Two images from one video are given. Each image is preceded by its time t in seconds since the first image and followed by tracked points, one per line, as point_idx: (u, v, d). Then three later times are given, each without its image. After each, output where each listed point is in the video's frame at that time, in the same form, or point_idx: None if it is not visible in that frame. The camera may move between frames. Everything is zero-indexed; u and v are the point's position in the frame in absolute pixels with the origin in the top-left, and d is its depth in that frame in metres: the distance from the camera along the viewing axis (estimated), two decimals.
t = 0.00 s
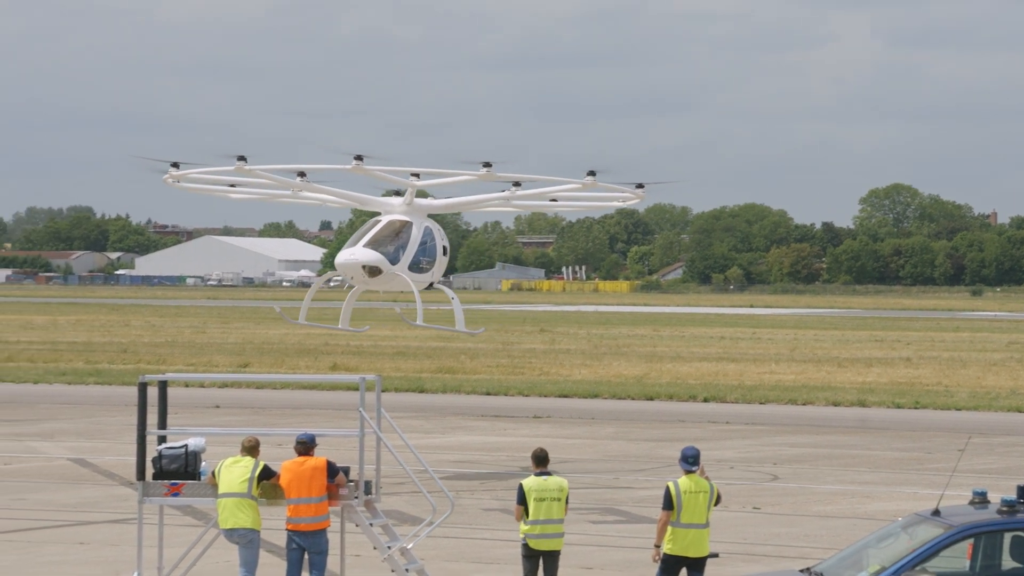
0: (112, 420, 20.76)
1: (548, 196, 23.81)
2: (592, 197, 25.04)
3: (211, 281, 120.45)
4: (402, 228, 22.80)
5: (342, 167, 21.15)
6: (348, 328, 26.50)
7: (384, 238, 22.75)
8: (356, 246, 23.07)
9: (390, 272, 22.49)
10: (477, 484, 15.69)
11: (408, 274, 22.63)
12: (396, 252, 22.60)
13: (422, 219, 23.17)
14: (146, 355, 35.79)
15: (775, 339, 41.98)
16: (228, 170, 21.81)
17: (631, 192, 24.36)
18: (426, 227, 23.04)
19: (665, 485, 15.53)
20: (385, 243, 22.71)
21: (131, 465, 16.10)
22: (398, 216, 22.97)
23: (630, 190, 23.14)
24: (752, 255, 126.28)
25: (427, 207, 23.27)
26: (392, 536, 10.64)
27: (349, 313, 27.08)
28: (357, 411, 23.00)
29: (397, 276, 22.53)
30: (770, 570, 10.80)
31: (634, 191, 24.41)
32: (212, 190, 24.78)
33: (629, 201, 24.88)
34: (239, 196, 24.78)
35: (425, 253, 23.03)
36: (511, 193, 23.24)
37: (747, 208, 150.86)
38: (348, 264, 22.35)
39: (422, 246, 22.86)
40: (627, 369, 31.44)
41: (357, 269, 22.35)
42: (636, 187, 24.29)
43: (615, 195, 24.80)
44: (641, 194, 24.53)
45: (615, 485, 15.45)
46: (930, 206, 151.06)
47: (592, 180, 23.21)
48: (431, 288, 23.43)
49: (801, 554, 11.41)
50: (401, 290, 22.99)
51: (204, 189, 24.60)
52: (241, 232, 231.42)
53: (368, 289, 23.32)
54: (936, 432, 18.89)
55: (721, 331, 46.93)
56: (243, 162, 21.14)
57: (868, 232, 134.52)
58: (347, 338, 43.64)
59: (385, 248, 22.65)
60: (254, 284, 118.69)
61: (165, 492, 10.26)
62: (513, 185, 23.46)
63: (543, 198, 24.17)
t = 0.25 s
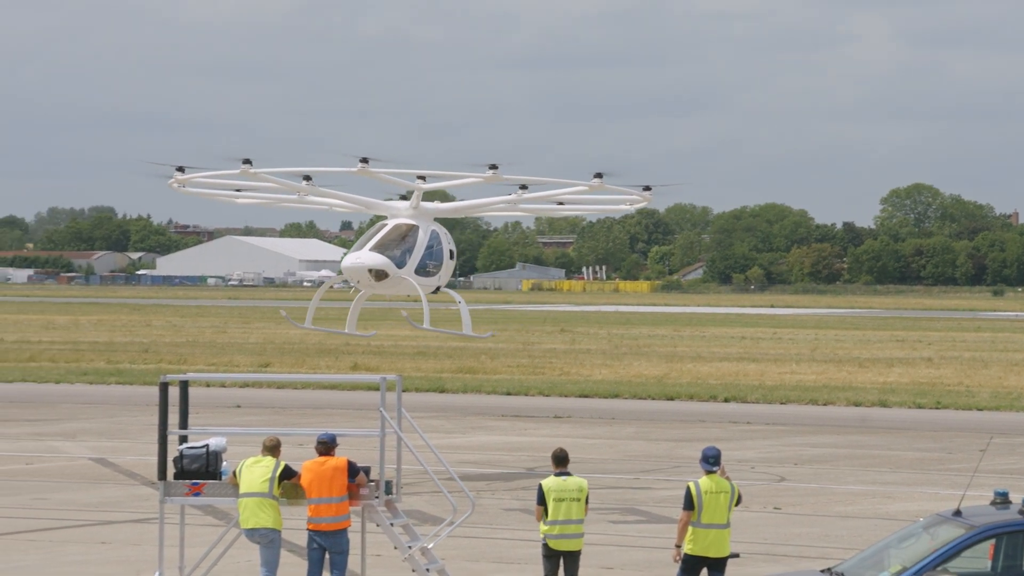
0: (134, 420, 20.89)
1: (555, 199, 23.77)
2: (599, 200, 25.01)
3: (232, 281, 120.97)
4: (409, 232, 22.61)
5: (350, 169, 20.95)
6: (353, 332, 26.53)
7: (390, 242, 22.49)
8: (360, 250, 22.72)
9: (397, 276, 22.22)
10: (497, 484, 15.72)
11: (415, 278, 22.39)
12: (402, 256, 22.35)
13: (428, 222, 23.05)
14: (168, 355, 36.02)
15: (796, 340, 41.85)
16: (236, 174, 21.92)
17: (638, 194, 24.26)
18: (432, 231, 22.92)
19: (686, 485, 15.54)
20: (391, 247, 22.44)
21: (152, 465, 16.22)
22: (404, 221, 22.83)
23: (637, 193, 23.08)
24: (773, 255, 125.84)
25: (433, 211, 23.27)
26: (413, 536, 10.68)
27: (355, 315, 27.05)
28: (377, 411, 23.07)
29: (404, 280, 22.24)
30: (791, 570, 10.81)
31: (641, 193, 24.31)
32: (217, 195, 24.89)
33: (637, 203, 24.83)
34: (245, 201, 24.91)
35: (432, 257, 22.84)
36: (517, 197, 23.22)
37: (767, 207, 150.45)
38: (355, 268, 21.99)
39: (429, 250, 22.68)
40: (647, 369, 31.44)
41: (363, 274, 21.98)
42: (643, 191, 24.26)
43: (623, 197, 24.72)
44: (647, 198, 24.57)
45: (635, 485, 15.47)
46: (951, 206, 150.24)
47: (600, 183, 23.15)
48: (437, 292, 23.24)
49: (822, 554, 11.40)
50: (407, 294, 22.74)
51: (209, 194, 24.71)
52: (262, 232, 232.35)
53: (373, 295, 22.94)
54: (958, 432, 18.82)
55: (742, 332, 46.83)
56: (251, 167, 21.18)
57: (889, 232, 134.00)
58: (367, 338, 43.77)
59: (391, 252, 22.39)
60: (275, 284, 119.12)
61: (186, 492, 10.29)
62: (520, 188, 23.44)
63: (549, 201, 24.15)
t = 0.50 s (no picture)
0: (155, 420, 21.06)
1: (563, 200, 23.88)
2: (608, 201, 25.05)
3: (253, 281, 121.46)
4: (416, 235, 23.01)
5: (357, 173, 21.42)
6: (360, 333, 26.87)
7: (398, 244, 22.93)
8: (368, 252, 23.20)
9: (405, 278, 22.71)
10: (516, 485, 15.77)
11: (423, 280, 22.89)
12: (410, 258, 22.83)
13: (435, 224, 23.54)
14: (188, 355, 36.23)
15: (816, 340, 41.68)
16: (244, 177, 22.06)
17: (646, 195, 24.22)
18: (440, 234, 23.31)
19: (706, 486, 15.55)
20: (399, 249, 22.90)
21: (173, 465, 16.35)
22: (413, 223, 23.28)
23: (645, 192, 23.13)
24: (793, 255, 125.36)
25: (440, 214, 23.72)
26: (433, 535, 10.74)
27: (364, 318, 27.29)
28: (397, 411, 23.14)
29: (412, 282, 22.76)
30: (812, 571, 10.80)
31: (649, 193, 24.27)
32: (225, 199, 25.09)
33: (646, 204, 24.81)
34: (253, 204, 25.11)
35: (440, 259, 23.25)
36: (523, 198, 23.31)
37: (788, 207, 149.97)
38: (362, 270, 22.45)
39: (436, 252, 23.10)
40: (668, 370, 31.42)
41: (370, 276, 22.48)
42: (651, 191, 24.27)
43: (631, 198, 24.74)
44: (656, 198, 24.57)
45: (656, 485, 15.48)
46: (973, 206, 149.32)
47: (606, 183, 23.27)
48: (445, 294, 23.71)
49: (843, 555, 11.40)
50: (415, 295, 23.21)
51: (217, 197, 24.93)
52: (283, 232, 233.15)
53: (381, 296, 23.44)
54: (980, 433, 18.74)
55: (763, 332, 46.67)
56: (258, 169, 21.57)
57: (910, 232, 133.41)
58: (387, 338, 43.90)
59: (399, 255, 22.85)
60: (296, 284, 119.55)
61: (206, 492, 10.32)
62: (527, 190, 23.58)
63: (557, 203, 24.26)
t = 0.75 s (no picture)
0: (175, 420, 21.21)
1: (573, 201, 23.91)
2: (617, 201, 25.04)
3: (273, 281, 121.98)
4: (425, 236, 23.29)
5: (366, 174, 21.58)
6: (366, 335, 26.98)
7: (407, 245, 23.14)
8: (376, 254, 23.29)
9: (413, 280, 22.84)
10: (535, 485, 15.82)
11: (431, 281, 23.07)
12: (418, 259, 23.01)
13: (443, 224, 23.94)
14: (208, 355, 36.45)
15: (837, 340, 41.55)
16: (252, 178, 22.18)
17: (656, 195, 24.19)
18: (448, 235, 23.65)
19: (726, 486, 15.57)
20: (408, 250, 23.09)
21: (192, 465, 16.48)
22: (421, 225, 23.55)
23: (654, 194, 23.13)
24: (813, 255, 124.91)
25: (449, 214, 24.07)
26: (452, 536, 10.77)
27: (371, 321, 27.41)
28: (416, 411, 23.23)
29: (421, 284, 22.89)
30: (832, 572, 10.80)
31: (659, 194, 24.25)
32: (233, 199, 25.21)
33: (655, 205, 24.77)
34: (260, 205, 25.20)
35: (448, 260, 23.60)
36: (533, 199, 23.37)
37: (808, 208, 149.52)
38: (372, 272, 22.47)
39: (445, 253, 23.42)
40: (688, 370, 31.40)
41: (380, 277, 22.52)
42: (661, 192, 24.25)
43: (640, 200, 24.75)
44: (665, 199, 24.55)
45: (675, 486, 15.51)
46: (994, 207, 148.44)
47: (615, 184, 23.30)
48: (452, 295, 24.02)
49: (863, 556, 11.39)
50: (422, 297, 23.36)
51: (225, 198, 25.04)
52: (303, 233, 233.94)
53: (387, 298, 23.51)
54: (1002, 434, 18.66)
55: (782, 332, 46.55)
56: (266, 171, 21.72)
57: (931, 232, 132.77)
58: (406, 338, 44.05)
59: (407, 256, 23.02)
60: (316, 285, 119.97)
61: (226, 492, 10.38)
62: (536, 190, 23.62)
63: (567, 203, 24.29)
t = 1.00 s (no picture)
0: (193, 420, 21.33)
1: (582, 200, 23.92)
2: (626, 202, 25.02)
3: (290, 282, 122.42)
4: (432, 236, 23.45)
5: (373, 176, 21.66)
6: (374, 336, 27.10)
7: (414, 246, 23.28)
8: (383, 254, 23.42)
9: (421, 280, 23.00)
10: (553, 485, 15.86)
11: (439, 282, 23.24)
12: (426, 260, 23.15)
13: (452, 225, 24.00)
14: (226, 356, 36.65)
15: (855, 340, 41.37)
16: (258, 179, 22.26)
17: (663, 196, 24.14)
18: (456, 235, 23.81)
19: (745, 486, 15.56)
20: (416, 251, 23.24)
21: (210, 466, 16.58)
22: (429, 224, 23.65)
23: (663, 195, 23.10)
24: (832, 256, 124.50)
25: (456, 214, 24.08)
26: (469, 536, 10.78)
27: (378, 319, 27.49)
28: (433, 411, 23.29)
29: (428, 284, 23.03)
30: (852, 573, 10.77)
31: (667, 195, 24.19)
32: (242, 199, 25.32)
33: (663, 206, 24.72)
34: (269, 205, 25.27)
35: (456, 260, 23.77)
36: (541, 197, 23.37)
37: (826, 208, 149.03)
38: (379, 273, 22.63)
39: (453, 253, 23.59)
40: (706, 371, 31.33)
41: (387, 278, 22.66)
42: (670, 192, 24.19)
43: (649, 201, 24.72)
44: (674, 199, 24.50)
45: (693, 487, 15.51)
46: (1013, 207, 147.54)
47: (623, 184, 23.27)
48: (460, 295, 24.20)
49: (881, 557, 11.37)
50: (431, 297, 23.55)
51: (234, 198, 25.14)
52: (322, 233, 234.44)
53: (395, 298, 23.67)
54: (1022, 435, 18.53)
55: (801, 333, 46.43)
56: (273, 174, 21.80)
57: (949, 232, 132.13)
58: (422, 339, 44.15)
59: (415, 256, 23.17)
60: (333, 285, 120.34)
61: (244, 493, 10.43)
62: (544, 190, 23.61)
63: (576, 203, 24.30)
